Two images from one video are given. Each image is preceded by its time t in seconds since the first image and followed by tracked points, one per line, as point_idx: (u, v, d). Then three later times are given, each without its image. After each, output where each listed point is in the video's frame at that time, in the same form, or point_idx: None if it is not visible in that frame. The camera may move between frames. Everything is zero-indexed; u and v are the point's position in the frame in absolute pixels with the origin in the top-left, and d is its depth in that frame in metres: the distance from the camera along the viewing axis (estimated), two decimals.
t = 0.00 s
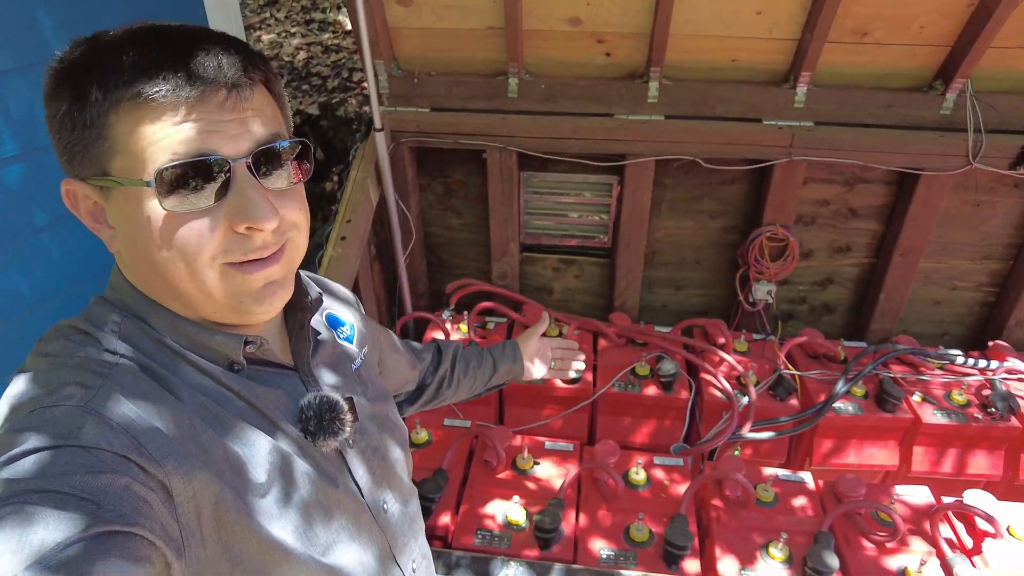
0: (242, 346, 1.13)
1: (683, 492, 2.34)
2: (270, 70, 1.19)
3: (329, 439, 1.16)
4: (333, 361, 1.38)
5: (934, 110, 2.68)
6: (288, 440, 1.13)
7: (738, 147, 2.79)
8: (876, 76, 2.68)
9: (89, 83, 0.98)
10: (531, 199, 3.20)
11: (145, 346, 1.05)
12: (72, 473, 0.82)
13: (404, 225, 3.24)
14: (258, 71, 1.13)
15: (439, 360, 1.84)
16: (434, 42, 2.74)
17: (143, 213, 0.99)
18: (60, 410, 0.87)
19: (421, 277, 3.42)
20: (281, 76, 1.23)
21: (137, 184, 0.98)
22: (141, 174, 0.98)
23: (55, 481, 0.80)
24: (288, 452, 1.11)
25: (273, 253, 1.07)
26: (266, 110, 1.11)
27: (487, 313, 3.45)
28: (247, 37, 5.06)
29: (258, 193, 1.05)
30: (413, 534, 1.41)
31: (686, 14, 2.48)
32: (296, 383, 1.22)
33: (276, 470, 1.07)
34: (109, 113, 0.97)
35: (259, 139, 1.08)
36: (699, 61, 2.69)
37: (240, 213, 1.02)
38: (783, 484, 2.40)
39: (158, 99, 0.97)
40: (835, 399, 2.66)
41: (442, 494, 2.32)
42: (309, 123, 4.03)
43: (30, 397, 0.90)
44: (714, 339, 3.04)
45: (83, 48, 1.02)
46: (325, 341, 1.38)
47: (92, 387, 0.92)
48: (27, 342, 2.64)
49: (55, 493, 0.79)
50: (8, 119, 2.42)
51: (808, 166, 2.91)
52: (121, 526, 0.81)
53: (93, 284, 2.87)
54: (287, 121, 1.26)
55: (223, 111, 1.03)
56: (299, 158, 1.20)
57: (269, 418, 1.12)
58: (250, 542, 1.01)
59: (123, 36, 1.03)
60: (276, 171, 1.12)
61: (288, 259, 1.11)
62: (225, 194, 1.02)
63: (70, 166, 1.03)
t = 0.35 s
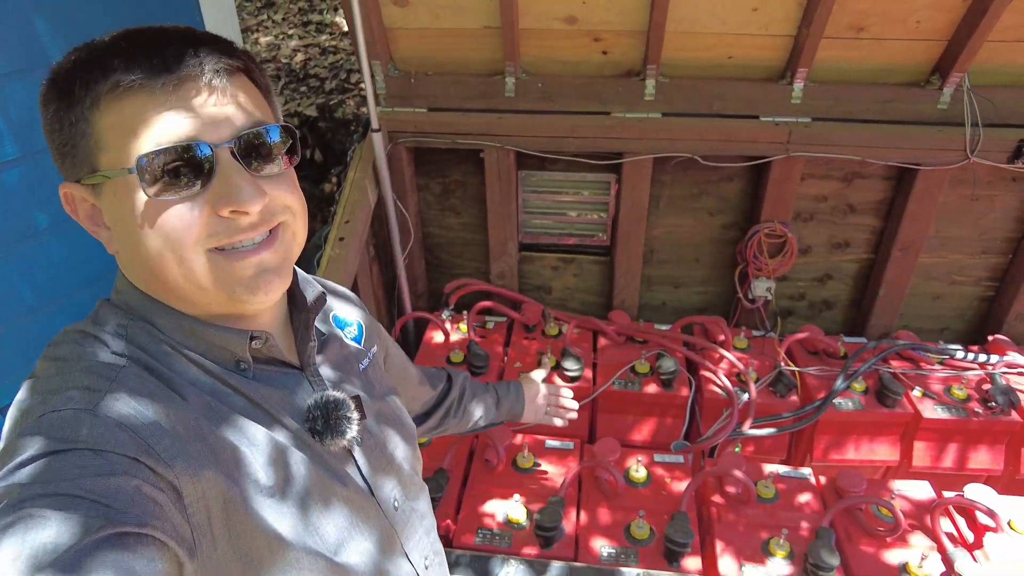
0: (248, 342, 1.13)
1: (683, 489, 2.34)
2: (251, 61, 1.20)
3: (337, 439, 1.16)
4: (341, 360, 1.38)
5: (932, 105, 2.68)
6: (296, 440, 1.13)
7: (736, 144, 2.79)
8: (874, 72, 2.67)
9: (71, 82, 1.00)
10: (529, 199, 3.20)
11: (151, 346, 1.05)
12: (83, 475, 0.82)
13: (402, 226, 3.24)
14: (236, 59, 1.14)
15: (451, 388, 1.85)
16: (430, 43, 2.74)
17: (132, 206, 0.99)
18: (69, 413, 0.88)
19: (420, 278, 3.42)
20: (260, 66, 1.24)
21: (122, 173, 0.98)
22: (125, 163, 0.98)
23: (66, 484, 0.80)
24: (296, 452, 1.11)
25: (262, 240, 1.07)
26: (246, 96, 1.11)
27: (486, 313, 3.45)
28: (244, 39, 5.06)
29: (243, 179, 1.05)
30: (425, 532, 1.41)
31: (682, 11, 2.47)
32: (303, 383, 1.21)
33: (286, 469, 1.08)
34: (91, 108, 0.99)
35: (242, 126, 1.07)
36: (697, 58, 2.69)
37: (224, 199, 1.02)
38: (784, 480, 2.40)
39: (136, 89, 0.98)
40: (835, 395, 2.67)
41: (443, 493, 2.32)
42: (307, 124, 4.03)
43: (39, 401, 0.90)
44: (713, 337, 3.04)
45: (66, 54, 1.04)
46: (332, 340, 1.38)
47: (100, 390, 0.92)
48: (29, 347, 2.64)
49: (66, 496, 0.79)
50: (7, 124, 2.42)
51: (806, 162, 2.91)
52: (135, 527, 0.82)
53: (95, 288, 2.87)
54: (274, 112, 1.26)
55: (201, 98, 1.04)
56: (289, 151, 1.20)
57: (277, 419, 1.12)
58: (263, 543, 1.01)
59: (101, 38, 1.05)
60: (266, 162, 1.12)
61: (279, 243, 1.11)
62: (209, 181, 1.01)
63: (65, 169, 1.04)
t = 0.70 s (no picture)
0: (256, 342, 1.14)
1: (680, 488, 2.35)
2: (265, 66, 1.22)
3: (343, 436, 1.18)
4: (347, 361, 1.40)
5: (926, 104, 2.69)
6: (301, 437, 1.14)
7: (732, 144, 2.80)
8: (868, 72, 2.69)
9: (92, 81, 1.01)
10: (526, 200, 3.21)
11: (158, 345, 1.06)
12: (95, 470, 0.83)
13: (400, 227, 3.26)
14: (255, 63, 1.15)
15: (456, 390, 1.86)
16: (427, 45, 2.75)
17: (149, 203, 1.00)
18: (81, 409, 0.89)
19: (419, 279, 3.43)
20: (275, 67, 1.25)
21: (140, 170, 1.00)
22: (143, 161, 1.00)
23: (78, 478, 0.82)
24: (302, 450, 1.12)
25: (276, 238, 1.09)
26: (263, 100, 1.13)
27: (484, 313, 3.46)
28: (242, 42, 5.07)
29: (259, 177, 1.07)
30: (428, 533, 1.41)
31: (677, 12, 2.49)
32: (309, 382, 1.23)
33: (292, 467, 1.09)
34: (111, 105, 1.00)
35: (258, 125, 1.10)
36: (692, 59, 2.70)
37: (241, 197, 1.04)
38: (781, 479, 2.41)
39: (157, 89, 1.00)
40: (832, 394, 2.68)
41: (441, 493, 2.33)
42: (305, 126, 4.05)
43: (49, 396, 0.92)
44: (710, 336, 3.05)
45: (89, 54, 1.06)
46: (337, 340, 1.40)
47: (110, 386, 0.93)
48: (30, 350, 2.65)
49: (80, 489, 0.81)
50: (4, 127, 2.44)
51: (802, 162, 2.92)
52: (146, 521, 0.83)
53: (94, 291, 2.89)
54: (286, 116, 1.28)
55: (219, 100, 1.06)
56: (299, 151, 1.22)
57: (283, 417, 1.13)
58: (270, 540, 1.02)
59: (124, 39, 1.07)
60: (278, 163, 1.14)
61: (294, 244, 1.12)
62: (226, 179, 1.03)
63: (81, 167, 1.05)
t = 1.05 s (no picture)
0: (254, 346, 1.15)
1: (680, 486, 2.35)
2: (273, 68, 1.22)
3: (341, 438, 1.19)
4: (345, 361, 1.40)
5: (924, 101, 2.70)
6: (298, 438, 1.14)
7: (730, 142, 2.81)
8: (865, 69, 2.69)
9: (103, 79, 1.00)
10: (525, 199, 3.21)
11: (156, 346, 1.06)
12: (91, 472, 0.83)
13: (399, 227, 3.26)
14: (269, 68, 1.15)
15: (455, 391, 1.86)
16: (425, 45, 2.76)
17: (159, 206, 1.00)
18: (78, 410, 0.89)
19: (418, 279, 3.43)
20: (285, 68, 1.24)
21: (152, 174, 0.99)
22: (155, 165, 1.00)
23: (74, 481, 0.81)
24: (298, 451, 1.12)
25: (284, 247, 1.10)
26: (273, 107, 1.14)
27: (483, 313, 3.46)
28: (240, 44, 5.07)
29: (270, 185, 1.08)
30: (426, 533, 1.41)
31: (673, 11, 2.49)
32: (306, 383, 1.23)
33: (289, 468, 1.09)
34: (123, 107, 0.99)
35: (270, 134, 1.11)
36: (690, 57, 2.70)
37: (252, 205, 1.05)
38: (780, 476, 2.41)
39: (171, 94, 1.00)
40: (831, 390, 2.68)
41: (441, 493, 2.33)
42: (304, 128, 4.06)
43: (45, 397, 0.92)
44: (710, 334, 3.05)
45: (97, 52, 1.04)
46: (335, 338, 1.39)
47: (107, 387, 0.93)
48: (32, 352, 2.66)
49: (75, 492, 0.80)
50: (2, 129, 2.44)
51: (800, 159, 2.92)
52: (142, 524, 0.83)
53: (93, 292, 2.89)
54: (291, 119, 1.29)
55: (232, 107, 1.06)
56: (308, 159, 1.26)
57: (281, 418, 1.13)
58: (267, 543, 1.01)
59: (136, 39, 1.05)
60: (287, 172, 1.16)
61: (301, 256, 1.14)
62: (238, 185, 1.05)
63: (86, 164, 1.03)
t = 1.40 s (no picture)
0: (234, 359, 1.11)
1: (683, 488, 2.34)
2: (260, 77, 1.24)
3: (326, 444, 1.15)
4: (324, 362, 1.37)
5: (926, 100, 2.68)
6: (281, 448, 1.11)
7: (731, 142, 2.79)
8: (867, 68, 2.68)
9: (208, 96, 0.97)
10: (525, 199, 3.20)
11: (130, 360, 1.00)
12: (53, 515, 0.78)
13: (398, 228, 3.24)
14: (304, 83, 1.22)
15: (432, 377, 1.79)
16: (424, 45, 2.74)
17: (276, 226, 1.04)
18: (38, 444, 0.83)
19: (418, 280, 3.41)
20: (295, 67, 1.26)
21: (287, 195, 1.04)
22: (286, 184, 1.05)
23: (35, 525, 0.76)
24: (283, 462, 1.09)
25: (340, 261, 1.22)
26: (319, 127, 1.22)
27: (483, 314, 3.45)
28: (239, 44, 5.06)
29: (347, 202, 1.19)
30: (416, 531, 1.40)
31: (674, 9, 2.47)
32: (286, 389, 1.19)
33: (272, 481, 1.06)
34: (238, 126, 0.99)
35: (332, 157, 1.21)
36: (690, 56, 2.69)
37: (346, 221, 1.15)
38: (784, 478, 2.40)
39: (297, 119, 1.06)
40: (834, 391, 2.67)
41: (442, 496, 2.31)
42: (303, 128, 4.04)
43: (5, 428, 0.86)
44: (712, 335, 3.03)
45: (156, 66, 0.97)
46: (314, 340, 1.35)
47: (72, 417, 0.87)
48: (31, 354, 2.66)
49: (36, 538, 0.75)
50: None
51: (801, 158, 2.90)
52: (113, 566, 0.79)
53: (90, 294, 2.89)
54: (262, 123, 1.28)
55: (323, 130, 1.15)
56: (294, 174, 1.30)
57: (263, 427, 1.10)
58: (248, 564, 1.00)
59: (198, 55, 1.02)
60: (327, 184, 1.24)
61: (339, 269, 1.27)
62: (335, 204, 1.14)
63: (168, 183, 0.96)
